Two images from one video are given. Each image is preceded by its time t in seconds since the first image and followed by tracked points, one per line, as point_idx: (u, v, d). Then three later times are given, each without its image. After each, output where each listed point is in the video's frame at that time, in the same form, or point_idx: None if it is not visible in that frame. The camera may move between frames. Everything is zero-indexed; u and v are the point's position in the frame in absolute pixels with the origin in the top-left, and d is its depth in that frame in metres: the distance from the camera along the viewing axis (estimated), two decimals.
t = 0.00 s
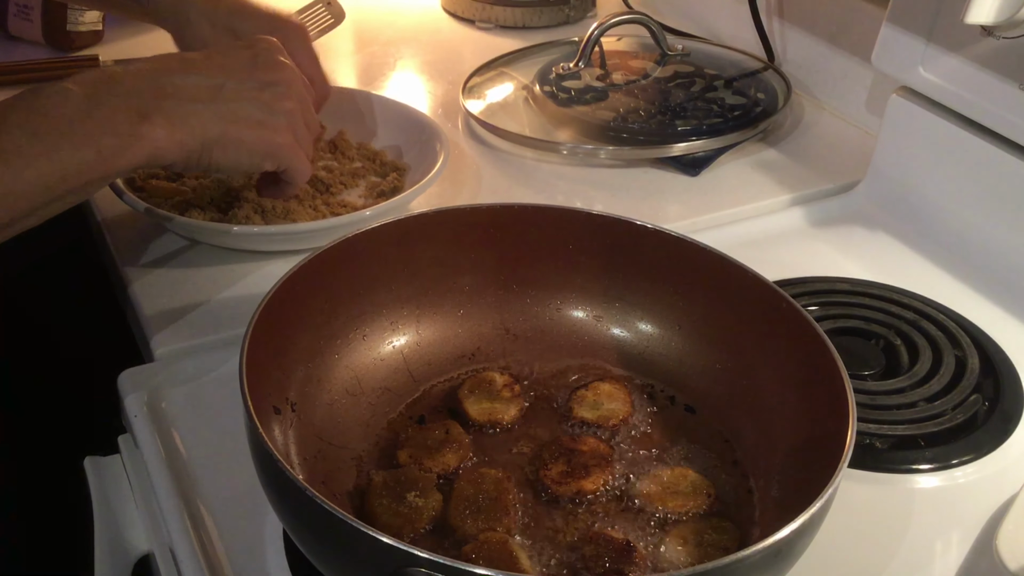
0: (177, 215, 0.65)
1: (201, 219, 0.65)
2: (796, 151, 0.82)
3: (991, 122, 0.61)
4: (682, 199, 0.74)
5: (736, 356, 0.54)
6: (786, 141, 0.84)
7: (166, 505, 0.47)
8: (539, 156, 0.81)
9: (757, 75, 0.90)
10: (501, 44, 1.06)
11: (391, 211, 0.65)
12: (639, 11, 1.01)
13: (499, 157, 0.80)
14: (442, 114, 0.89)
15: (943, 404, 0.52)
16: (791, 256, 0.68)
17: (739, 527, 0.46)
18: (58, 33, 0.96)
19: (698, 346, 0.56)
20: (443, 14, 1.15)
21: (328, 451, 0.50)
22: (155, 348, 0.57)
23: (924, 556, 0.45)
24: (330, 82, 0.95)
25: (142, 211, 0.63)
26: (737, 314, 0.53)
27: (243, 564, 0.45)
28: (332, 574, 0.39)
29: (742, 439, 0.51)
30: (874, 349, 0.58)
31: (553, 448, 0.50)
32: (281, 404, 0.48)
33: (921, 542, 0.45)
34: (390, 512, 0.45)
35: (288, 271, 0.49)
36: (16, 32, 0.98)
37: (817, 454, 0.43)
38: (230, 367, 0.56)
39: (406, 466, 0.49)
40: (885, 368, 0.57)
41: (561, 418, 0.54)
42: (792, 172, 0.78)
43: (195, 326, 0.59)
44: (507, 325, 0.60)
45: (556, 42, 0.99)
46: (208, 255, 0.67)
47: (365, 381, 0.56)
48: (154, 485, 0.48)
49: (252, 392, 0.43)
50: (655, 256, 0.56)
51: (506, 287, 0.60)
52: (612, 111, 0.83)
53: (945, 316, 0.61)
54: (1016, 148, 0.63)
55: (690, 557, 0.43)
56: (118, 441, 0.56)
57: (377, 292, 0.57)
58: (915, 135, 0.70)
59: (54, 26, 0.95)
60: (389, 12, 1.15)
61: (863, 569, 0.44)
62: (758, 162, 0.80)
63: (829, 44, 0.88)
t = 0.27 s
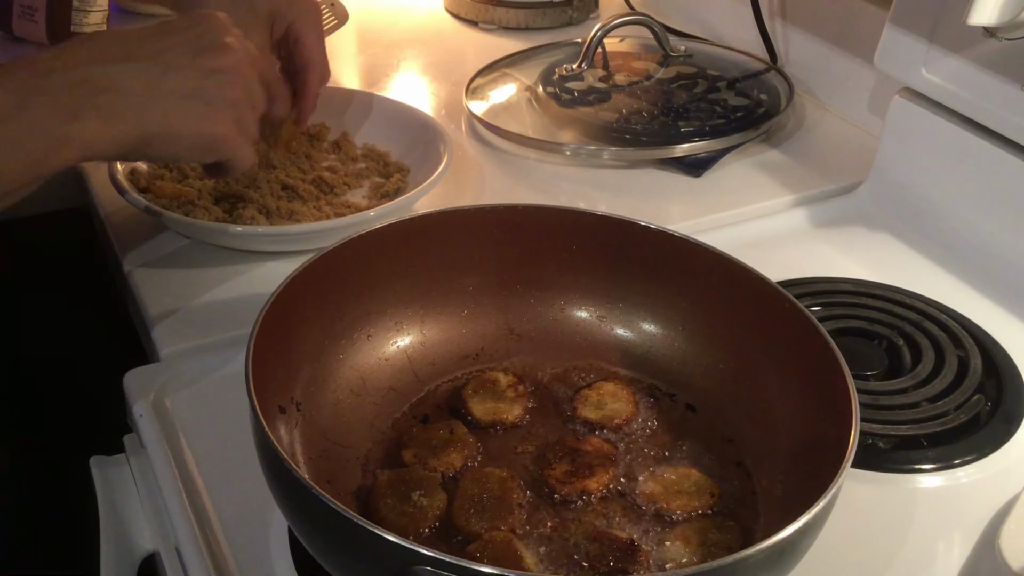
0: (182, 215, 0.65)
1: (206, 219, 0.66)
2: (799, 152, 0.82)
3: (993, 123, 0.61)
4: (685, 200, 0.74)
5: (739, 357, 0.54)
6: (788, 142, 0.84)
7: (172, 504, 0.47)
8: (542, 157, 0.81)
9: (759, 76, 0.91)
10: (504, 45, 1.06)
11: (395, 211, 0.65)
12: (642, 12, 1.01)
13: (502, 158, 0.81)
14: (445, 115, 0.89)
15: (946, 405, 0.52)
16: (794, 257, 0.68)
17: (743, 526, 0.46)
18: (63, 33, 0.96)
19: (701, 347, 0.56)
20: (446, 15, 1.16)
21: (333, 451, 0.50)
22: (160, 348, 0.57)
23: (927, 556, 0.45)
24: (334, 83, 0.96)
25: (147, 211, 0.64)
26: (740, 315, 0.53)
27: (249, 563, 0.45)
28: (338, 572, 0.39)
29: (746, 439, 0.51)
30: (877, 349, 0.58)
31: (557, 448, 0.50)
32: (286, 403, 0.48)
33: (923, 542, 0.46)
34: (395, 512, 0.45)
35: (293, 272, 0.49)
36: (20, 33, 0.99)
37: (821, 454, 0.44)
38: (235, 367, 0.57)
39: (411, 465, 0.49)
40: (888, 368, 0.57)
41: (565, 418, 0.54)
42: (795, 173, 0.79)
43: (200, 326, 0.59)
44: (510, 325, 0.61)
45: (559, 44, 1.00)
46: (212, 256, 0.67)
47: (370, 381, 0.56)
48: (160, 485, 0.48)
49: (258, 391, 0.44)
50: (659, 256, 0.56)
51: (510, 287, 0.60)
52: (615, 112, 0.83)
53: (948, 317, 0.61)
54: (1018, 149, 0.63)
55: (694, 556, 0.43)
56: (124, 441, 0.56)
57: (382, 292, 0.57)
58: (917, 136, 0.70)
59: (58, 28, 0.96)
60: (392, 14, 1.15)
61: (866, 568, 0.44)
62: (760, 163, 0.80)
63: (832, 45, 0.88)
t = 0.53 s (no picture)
0: (187, 215, 0.65)
1: (211, 219, 0.66)
2: (802, 151, 0.82)
3: (996, 121, 0.61)
4: (688, 199, 0.74)
5: (744, 355, 0.54)
6: (791, 142, 0.84)
7: (178, 502, 0.47)
8: (546, 156, 0.81)
9: (763, 76, 0.91)
10: (507, 45, 1.06)
11: (400, 211, 0.65)
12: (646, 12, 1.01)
13: (505, 157, 0.81)
14: (448, 115, 0.89)
15: (950, 403, 0.53)
16: (797, 256, 0.68)
17: (747, 524, 0.46)
18: (67, 33, 0.96)
19: (705, 345, 0.56)
20: (449, 15, 1.16)
21: (338, 449, 0.50)
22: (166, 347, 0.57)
23: (931, 555, 0.45)
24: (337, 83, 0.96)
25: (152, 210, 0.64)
26: (744, 313, 0.53)
27: (254, 561, 0.45)
28: (342, 570, 0.39)
29: (750, 438, 0.51)
30: (881, 347, 0.58)
31: (562, 446, 0.50)
32: (292, 401, 0.49)
33: (927, 540, 0.46)
34: (400, 510, 0.45)
35: (299, 270, 0.49)
36: (25, 33, 0.99)
37: (825, 452, 0.44)
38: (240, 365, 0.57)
39: (416, 464, 0.49)
40: (892, 367, 0.57)
41: (569, 417, 0.54)
42: (798, 173, 0.79)
43: (205, 326, 0.59)
44: (514, 324, 0.61)
45: (562, 43, 1.00)
46: (217, 255, 0.67)
47: (375, 379, 0.56)
48: (165, 482, 0.48)
49: (264, 389, 0.44)
50: (663, 255, 0.56)
51: (514, 286, 0.60)
52: (619, 112, 0.83)
53: (951, 316, 0.61)
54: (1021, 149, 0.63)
55: (698, 554, 0.44)
56: (129, 439, 0.57)
57: (387, 291, 0.57)
58: (920, 135, 0.70)
59: (62, 28, 0.96)
60: (395, 13, 1.15)
61: (870, 566, 0.44)
62: (764, 162, 0.80)
63: (835, 44, 0.88)
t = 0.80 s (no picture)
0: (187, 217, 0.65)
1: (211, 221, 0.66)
2: (802, 153, 0.82)
3: (996, 124, 0.61)
4: (688, 201, 0.74)
5: (744, 357, 0.54)
6: (792, 144, 0.84)
7: (178, 504, 0.47)
8: (546, 158, 0.81)
9: (763, 78, 0.91)
10: (508, 47, 1.07)
11: (400, 212, 0.65)
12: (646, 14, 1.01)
13: (505, 159, 0.81)
14: (448, 117, 0.89)
15: (950, 406, 0.53)
16: (797, 258, 0.68)
17: (747, 527, 0.46)
18: (67, 35, 0.96)
19: (705, 347, 0.56)
20: (449, 17, 1.16)
21: (338, 451, 0.50)
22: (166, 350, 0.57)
23: (931, 557, 0.45)
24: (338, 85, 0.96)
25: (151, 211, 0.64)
26: (744, 316, 0.53)
27: (254, 564, 0.45)
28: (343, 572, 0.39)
29: (750, 440, 0.51)
30: (881, 349, 0.58)
31: (562, 449, 0.50)
32: (292, 403, 0.49)
33: (927, 542, 0.46)
34: (400, 512, 0.45)
35: (299, 273, 0.49)
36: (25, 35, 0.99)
37: (825, 455, 0.44)
38: (240, 368, 0.57)
39: (416, 466, 0.49)
40: (892, 369, 0.57)
41: (569, 419, 0.54)
42: (798, 174, 0.79)
43: (205, 328, 0.59)
44: (514, 326, 0.61)
45: (562, 45, 1.00)
46: (217, 257, 0.67)
47: (375, 382, 0.56)
48: (165, 485, 0.48)
49: (264, 392, 0.44)
50: (663, 257, 0.56)
51: (514, 288, 0.60)
52: (619, 114, 0.83)
53: (951, 318, 0.61)
54: (1021, 151, 0.63)
55: (698, 556, 0.44)
56: (129, 442, 0.57)
57: (387, 293, 0.57)
58: (921, 137, 0.70)
59: (62, 31, 0.96)
60: (396, 16, 1.15)
61: (870, 568, 0.44)
62: (764, 164, 0.80)
63: (835, 46, 0.88)
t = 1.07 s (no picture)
0: (185, 219, 0.65)
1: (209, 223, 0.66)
2: (800, 155, 0.82)
3: (995, 125, 0.61)
4: (687, 203, 0.74)
5: (742, 359, 0.54)
6: (790, 146, 0.84)
7: (174, 507, 0.47)
8: (544, 160, 0.81)
9: (762, 79, 0.91)
10: (507, 48, 1.06)
11: (398, 214, 0.65)
12: (645, 15, 1.01)
13: (503, 161, 0.81)
14: (447, 118, 0.89)
15: (949, 408, 0.52)
16: (796, 260, 0.68)
17: (744, 529, 0.46)
18: (65, 36, 0.96)
19: (703, 349, 0.56)
20: (449, 18, 1.16)
21: (334, 454, 0.50)
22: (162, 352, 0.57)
23: (929, 560, 0.45)
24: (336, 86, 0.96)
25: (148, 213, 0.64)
26: (742, 318, 0.53)
27: (251, 566, 0.45)
28: None
29: (748, 442, 0.51)
30: (879, 352, 0.58)
31: (560, 451, 0.50)
32: (288, 406, 0.48)
33: (925, 545, 0.46)
34: (397, 515, 0.45)
35: (296, 275, 0.49)
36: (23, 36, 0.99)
37: (822, 458, 0.44)
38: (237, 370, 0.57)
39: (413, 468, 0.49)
40: (890, 371, 0.57)
41: (566, 421, 0.54)
42: (797, 176, 0.79)
43: (203, 330, 0.59)
44: (512, 328, 0.61)
45: (561, 46, 1.00)
46: (214, 258, 0.67)
47: (372, 384, 0.56)
48: (161, 487, 0.48)
49: (260, 394, 0.44)
50: (660, 259, 0.56)
51: (511, 290, 0.60)
52: (617, 115, 0.83)
53: (949, 320, 0.61)
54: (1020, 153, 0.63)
55: (695, 559, 0.43)
56: (126, 444, 0.57)
57: (384, 295, 0.57)
58: (919, 139, 0.70)
59: (61, 32, 0.96)
60: (395, 17, 1.15)
61: (868, 571, 0.44)
62: (762, 166, 0.80)
63: (833, 48, 0.88)
